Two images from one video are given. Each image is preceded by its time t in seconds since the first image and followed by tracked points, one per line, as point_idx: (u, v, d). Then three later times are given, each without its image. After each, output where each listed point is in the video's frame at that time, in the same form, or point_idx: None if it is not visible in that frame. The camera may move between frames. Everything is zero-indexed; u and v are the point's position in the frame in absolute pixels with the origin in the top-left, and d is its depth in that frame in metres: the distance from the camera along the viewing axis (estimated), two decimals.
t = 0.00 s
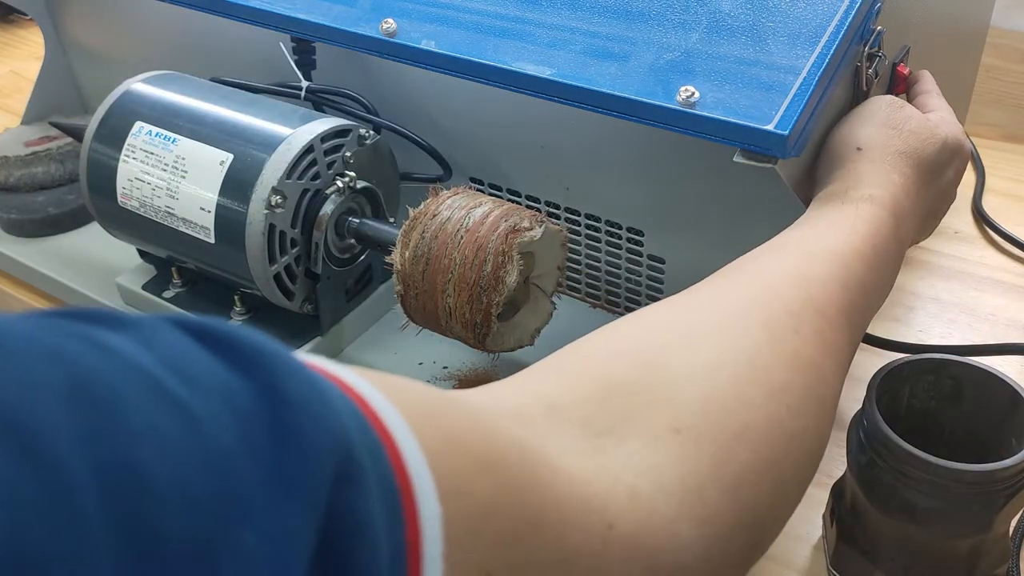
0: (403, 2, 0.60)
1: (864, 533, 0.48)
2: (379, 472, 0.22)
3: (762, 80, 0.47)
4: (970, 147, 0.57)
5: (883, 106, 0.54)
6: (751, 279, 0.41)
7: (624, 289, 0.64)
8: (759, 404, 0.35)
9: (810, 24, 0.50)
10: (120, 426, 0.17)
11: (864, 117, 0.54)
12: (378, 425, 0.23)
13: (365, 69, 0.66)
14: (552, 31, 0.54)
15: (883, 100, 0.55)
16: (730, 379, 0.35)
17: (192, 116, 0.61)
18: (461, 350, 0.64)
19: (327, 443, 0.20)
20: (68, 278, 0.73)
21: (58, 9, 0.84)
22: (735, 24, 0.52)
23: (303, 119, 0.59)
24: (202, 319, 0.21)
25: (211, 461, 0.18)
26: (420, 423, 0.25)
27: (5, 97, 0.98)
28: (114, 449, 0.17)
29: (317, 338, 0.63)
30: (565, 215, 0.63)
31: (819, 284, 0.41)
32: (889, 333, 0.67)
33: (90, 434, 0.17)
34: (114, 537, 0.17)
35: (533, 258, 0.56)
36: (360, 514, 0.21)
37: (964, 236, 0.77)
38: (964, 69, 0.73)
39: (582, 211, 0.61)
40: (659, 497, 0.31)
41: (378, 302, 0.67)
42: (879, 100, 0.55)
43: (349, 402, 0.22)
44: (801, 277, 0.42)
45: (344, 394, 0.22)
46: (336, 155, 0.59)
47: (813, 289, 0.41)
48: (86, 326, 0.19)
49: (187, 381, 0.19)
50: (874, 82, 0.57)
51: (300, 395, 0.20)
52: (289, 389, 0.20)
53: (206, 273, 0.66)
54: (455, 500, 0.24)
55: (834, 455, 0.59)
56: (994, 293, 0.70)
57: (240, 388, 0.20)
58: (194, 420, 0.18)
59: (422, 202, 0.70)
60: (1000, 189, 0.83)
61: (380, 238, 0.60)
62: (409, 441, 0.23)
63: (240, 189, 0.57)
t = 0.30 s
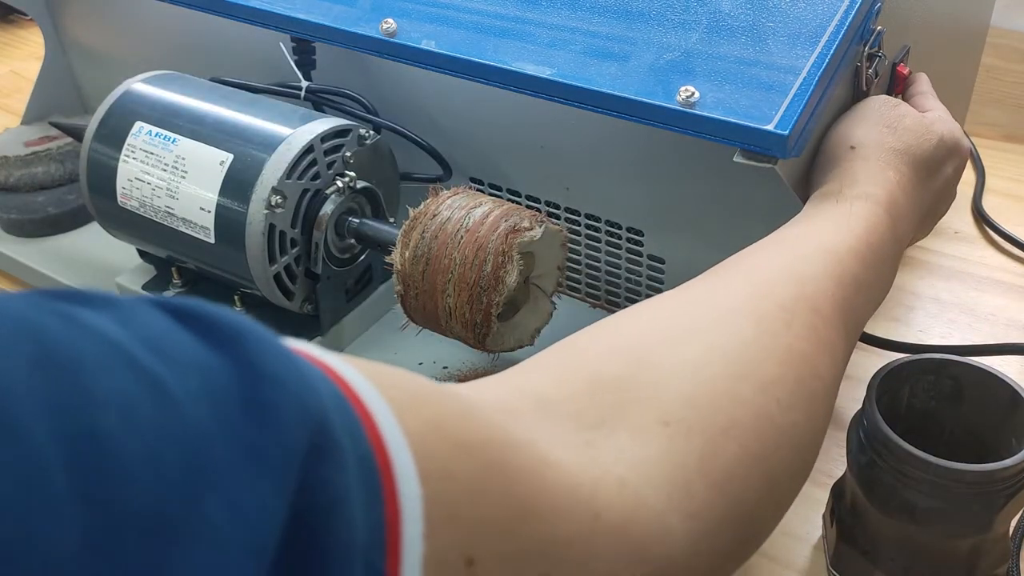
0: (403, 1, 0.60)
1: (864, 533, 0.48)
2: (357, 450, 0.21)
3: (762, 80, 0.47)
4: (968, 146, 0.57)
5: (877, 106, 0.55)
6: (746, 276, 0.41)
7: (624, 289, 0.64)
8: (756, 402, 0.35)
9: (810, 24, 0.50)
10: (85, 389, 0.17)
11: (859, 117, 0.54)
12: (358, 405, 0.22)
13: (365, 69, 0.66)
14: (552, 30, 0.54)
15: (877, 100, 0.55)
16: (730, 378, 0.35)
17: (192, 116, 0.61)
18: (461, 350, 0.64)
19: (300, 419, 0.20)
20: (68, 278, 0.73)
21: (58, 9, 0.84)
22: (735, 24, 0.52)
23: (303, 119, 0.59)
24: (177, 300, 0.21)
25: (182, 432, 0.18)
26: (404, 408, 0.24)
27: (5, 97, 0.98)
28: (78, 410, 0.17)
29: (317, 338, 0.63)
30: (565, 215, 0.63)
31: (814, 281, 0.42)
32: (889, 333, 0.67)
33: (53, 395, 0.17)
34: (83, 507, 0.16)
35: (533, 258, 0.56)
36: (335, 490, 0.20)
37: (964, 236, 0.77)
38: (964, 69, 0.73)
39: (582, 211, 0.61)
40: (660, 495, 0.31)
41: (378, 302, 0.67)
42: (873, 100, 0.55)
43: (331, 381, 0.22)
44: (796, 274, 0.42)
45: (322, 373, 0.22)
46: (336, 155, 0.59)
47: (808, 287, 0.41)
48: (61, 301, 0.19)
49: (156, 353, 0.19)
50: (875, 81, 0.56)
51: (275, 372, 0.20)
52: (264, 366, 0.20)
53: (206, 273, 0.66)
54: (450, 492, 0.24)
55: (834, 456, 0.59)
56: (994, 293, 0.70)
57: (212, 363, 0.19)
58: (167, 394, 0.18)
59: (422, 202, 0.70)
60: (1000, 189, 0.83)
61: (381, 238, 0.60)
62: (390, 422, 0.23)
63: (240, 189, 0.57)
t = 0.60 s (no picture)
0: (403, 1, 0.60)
1: (864, 532, 0.48)
2: (341, 416, 0.21)
3: (762, 80, 0.47)
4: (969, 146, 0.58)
5: (879, 102, 0.55)
6: (752, 266, 0.41)
7: (624, 290, 0.64)
8: (755, 393, 0.35)
9: (810, 24, 0.50)
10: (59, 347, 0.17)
11: (860, 112, 0.54)
12: (344, 376, 0.22)
13: (364, 69, 0.66)
14: (552, 31, 0.54)
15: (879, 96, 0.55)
16: (731, 369, 0.35)
17: (192, 116, 0.61)
18: (461, 350, 0.64)
19: (283, 387, 0.20)
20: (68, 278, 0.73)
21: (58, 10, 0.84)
22: (735, 24, 0.52)
23: (303, 119, 0.59)
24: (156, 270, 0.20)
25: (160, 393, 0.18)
26: (392, 379, 0.24)
27: (5, 97, 0.98)
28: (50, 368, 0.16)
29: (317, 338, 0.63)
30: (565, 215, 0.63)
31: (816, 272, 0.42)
32: (889, 333, 0.67)
33: (25, 354, 0.16)
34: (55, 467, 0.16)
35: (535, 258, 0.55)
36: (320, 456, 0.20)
37: (964, 236, 0.77)
38: (964, 70, 0.73)
39: (582, 211, 0.61)
40: (660, 487, 0.31)
41: (378, 302, 0.68)
42: (874, 96, 0.55)
43: (318, 355, 0.22)
44: (803, 266, 0.42)
45: (310, 348, 0.22)
46: (336, 155, 0.59)
47: (810, 278, 0.41)
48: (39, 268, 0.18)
49: (135, 317, 0.18)
50: (874, 81, 0.56)
51: (259, 340, 0.20)
52: (248, 334, 0.20)
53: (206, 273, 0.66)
54: (440, 470, 0.24)
55: (834, 456, 0.59)
56: (994, 293, 0.70)
57: (191, 329, 0.19)
58: (147, 360, 0.18)
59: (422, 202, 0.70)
60: (1000, 189, 0.83)
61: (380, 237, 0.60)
62: (377, 395, 0.22)
63: (240, 189, 0.57)
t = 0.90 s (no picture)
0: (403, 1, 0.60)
1: (864, 532, 0.48)
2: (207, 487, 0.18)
3: (762, 80, 0.47)
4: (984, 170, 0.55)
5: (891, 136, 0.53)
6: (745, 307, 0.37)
7: (624, 289, 0.64)
8: (725, 450, 0.32)
9: (810, 24, 0.50)
10: None
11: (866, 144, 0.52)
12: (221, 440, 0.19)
13: (364, 69, 0.65)
14: (552, 30, 0.54)
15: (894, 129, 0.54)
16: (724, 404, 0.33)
17: (192, 116, 0.61)
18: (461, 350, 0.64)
19: (138, 439, 0.17)
20: (68, 278, 0.73)
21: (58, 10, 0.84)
22: (735, 24, 0.51)
23: (303, 119, 0.59)
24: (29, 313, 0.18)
25: None
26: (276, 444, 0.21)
27: (5, 97, 0.98)
28: None
29: (317, 338, 0.63)
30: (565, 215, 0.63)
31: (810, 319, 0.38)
32: (889, 333, 0.67)
33: None
34: None
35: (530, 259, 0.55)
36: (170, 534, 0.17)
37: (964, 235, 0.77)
38: (964, 70, 0.73)
39: (582, 211, 0.61)
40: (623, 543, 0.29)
41: (378, 302, 0.67)
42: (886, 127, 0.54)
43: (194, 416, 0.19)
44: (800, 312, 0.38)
45: (186, 410, 0.19)
46: (336, 155, 0.59)
47: (807, 325, 0.37)
48: None
49: None
50: (875, 82, 0.56)
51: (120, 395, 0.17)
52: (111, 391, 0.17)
53: (206, 273, 0.66)
54: (329, 573, 0.20)
55: (834, 456, 0.59)
56: (994, 293, 0.71)
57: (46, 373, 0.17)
58: None
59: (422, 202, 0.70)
60: (1000, 189, 0.83)
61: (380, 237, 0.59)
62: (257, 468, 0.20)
63: (240, 189, 0.57)
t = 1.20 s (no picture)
0: (403, 1, 0.60)
1: (864, 532, 0.48)
2: None
3: (762, 80, 0.47)
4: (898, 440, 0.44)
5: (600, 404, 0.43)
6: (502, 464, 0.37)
7: (624, 289, 0.64)
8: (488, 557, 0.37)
9: (810, 24, 0.50)
10: None
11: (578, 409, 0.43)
12: None
13: (364, 68, 0.66)
14: (552, 31, 0.54)
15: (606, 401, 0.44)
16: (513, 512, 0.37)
17: (192, 116, 0.61)
18: (461, 351, 0.64)
19: None
20: (69, 278, 0.73)
21: (58, 10, 0.84)
22: (734, 24, 0.52)
23: (304, 119, 0.59)
24: None
25: None
26: None
27: (5, 97, 0.98)
28: None
29: (318, 338, 0.63)
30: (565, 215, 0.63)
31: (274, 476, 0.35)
32: (889, 333, 0.68)
33: None
34: None
35: (531, 259, 0.55)
36: None
37: (964, 235, 0.77)
38: (963, 70, 0.73)
39: (583, 211, 0.62)
40: None
41: (378, 303, 0.68)
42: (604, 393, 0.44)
43: None
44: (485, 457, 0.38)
45: None
46: (336, 155, 0.59)
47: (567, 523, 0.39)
48: None
49: None
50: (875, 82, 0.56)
51: None
52: None
53: (207, 273, 0.66)
54: None
55: (833, 455, 0.59)
56: (993, 293, 0.71)
57: None
58: None
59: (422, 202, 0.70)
60: (1000, 189, 0.83)
61: (380, 237, 0.59)
62: None
63: (240, 189, 0.57)
